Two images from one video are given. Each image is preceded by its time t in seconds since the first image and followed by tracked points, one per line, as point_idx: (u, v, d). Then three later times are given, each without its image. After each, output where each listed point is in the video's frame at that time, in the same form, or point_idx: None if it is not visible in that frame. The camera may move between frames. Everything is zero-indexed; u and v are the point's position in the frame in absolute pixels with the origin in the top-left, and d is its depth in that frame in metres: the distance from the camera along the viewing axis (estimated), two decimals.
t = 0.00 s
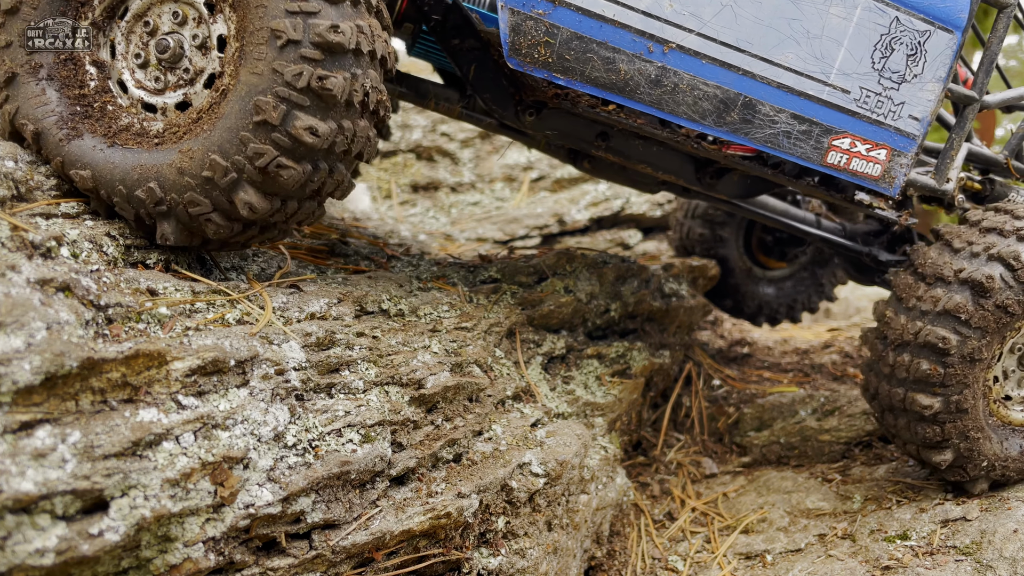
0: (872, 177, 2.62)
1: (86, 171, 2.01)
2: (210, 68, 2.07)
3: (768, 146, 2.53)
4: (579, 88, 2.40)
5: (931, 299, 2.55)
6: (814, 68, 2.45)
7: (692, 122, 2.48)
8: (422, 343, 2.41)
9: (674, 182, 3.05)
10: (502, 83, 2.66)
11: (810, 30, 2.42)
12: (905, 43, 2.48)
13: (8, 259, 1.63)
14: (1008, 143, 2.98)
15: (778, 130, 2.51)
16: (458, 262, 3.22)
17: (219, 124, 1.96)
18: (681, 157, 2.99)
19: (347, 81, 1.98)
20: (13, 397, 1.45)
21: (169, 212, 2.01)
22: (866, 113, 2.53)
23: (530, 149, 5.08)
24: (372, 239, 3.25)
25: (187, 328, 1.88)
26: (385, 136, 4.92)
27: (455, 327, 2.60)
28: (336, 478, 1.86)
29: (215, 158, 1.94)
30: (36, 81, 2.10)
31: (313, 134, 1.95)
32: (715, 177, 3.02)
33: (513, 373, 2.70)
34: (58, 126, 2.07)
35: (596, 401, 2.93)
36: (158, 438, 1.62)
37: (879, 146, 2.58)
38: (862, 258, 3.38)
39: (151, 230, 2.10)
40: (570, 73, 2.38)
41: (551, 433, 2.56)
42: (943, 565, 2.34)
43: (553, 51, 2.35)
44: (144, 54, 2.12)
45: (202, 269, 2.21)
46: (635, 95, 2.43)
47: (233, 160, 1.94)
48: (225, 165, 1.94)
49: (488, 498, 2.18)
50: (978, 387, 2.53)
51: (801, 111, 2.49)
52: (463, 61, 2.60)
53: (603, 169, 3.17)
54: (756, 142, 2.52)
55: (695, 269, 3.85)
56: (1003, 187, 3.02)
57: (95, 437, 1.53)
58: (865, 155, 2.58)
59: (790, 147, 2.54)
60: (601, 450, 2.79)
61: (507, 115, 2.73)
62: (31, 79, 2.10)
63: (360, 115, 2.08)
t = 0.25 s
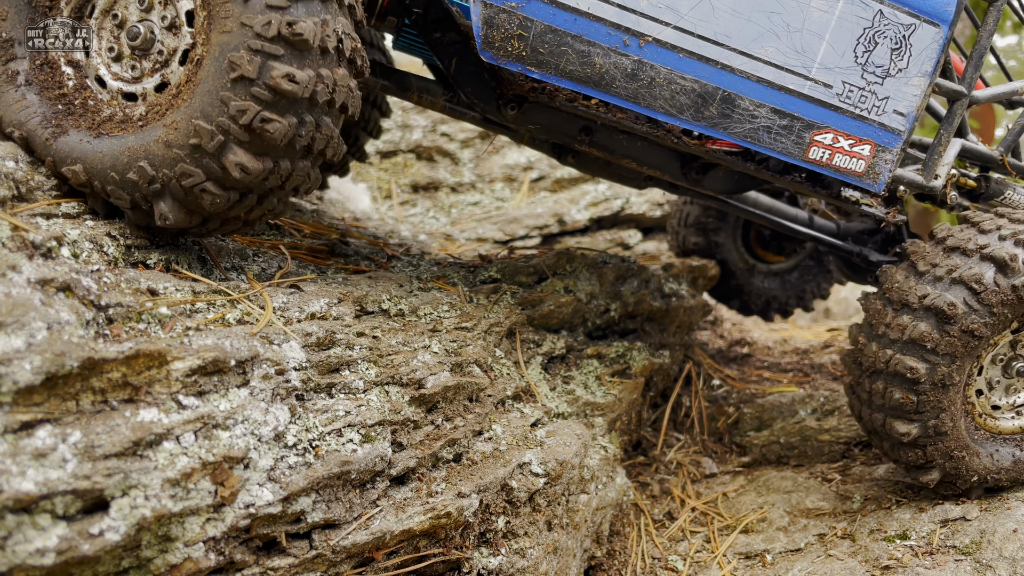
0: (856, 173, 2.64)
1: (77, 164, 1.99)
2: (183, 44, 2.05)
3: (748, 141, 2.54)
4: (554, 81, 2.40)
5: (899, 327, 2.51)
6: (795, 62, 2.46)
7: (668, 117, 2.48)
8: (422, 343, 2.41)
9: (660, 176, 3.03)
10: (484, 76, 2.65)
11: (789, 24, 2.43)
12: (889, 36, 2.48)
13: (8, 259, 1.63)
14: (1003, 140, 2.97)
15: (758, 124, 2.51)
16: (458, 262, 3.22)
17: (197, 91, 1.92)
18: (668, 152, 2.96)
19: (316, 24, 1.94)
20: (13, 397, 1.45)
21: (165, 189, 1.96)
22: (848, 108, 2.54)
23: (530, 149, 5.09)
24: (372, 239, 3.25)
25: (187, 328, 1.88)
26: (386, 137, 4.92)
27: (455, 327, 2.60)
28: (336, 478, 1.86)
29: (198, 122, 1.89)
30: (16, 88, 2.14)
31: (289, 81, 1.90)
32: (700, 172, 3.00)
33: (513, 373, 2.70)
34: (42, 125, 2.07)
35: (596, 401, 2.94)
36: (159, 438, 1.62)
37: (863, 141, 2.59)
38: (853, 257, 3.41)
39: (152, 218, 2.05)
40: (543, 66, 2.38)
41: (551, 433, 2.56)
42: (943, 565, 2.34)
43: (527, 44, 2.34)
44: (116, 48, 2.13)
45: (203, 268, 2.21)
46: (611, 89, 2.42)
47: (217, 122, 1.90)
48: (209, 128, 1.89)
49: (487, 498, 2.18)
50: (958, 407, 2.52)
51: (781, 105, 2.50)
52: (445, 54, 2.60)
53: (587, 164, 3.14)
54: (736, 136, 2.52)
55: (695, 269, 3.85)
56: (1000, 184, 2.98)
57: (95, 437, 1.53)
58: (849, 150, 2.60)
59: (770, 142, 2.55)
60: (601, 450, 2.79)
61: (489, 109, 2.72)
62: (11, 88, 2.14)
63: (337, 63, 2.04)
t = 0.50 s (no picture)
0: (836, 166, 2.58)
1: (70, 154, 1.97)
2: (152, 21, 2.02)
3: (724, 133, 2.50)
4: (525, 72, 2.40)
5: (861, 360, 2.53)
6: (771, 53, 2.43)
7: (641, 108, 2.46)
8: (422, 343, 2.41)
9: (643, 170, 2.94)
10: (466, 66, 2.61)
11: (764, 14, 2.40)
12: (868, 27, 2.44)
13: (9, 259, 1.64)
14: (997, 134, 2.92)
15: (733, 116, 2.48)
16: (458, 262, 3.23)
17: (173, 52, 1.93)
18: (651, 145, 2.87)
19: None
20: (14, 397, 1.46)
21: (163, 159, 1.96)
22: (827, 100, 2.49)
23: (529, 149, 5.09)
24: (372, 239, 3.26)
25: (188, 328, 1.88)
26: (386, 137, 4.92)
27: (455, 327, 2.60)
28: (337, 477, 1.86)
29: (180, 79, 1.90)
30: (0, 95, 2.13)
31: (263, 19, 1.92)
32: (683, 165, 2.92)
33: (513, 373, 2.70)
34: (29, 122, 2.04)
35: (596, 401, 2.94)
36: (159, 438, 1.62)
37: (843, 134, 2.54)
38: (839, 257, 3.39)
39: (152, 198, 2.04)
40: (515, 56, 2.38)
41: (551, 433, 2.56)
42: (942, 564, 2.34)
43: (497, 34, 2.36)
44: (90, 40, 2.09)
45: (203, 268, 2.21)
46: (583, 79, 2.42)
47: (198, 76, 1.90)
48: (193, 83, 1.90)
49: (487, 498, 2.19)
50: (934, 430, 2.54)
51: (757, 97, 2.47)
52: (424, 45, 2.58)
53: (568, 158, 3.06)
54: (711, 128, 2.49)
55: (695, 268, 3.85)
56: (990, 180, 2.94)
57: (96, 437, 1.53)
58: (828, 143, 2.55)
59: (747, 135, 2.51)
60: (601, 450, 2.79)
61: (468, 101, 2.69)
62: None
63: (304, 7, 2.08)
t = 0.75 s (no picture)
0: (809, 159, 2.56)
1: (71, 139, 1.93)
2: None
3: (692, 125, 2.48)
4: (489, 63, 2.37)
5: (822, 396, 2.55)
6: (739, 43, 2.41)
7: (607, 100, 2.44)
8: (422, 343, 2.41)
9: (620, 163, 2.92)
10: (441, 60, 2.56)
11: (732, 5, 2.38)
12: (840, 17, 2.42)
13: (9, 259, 1.64)
14: (985, 128, 2.92)
15: (702, 108, 2.46)
16: (458, 262, 3.23)
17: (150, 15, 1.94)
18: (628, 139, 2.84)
19: None
20: (14, 397, 1.46)
21: (159, 121, 1.96)
22: (798, 91, 2.47)
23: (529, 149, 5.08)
24: (372, 239, 3.26)
25: (188, 328, 1.88)
26: (386, 137, 4.92)
27: (455, 327, 2.60)
28: (337, 477, 1.87)
29: (161, 36, 1.91)
30: None
31: None
32: (660, 159, 2.90)
33: (513, 373, 2.70)
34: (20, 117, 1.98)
35: (596, 401, 2.94)
36: (159, 438, 1.62)
37: (815, 126, 2.52)
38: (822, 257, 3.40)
39: (155, 168, 2.02)
40: (478, 48, 2.35)
41: (551, 433, 2.56)
42: (942, 564, 2.35)
43: (460, 26, 2.33)
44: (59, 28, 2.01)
45: (203, 267, 2.21)
46: (548, 71, 2.39)
47: (179, 30, 1.91)
48: (174, 38, 1.90)
49: (488, 497, 2.19)
50: (909, 451, 2.54)
51: (725, 89, 2.45)
52: (397, 39, 2.54)
53: (546, 151, 3.03)
54: (679, 120, 2.47)
55: (695, 268, 3.84)
56: (978, 175, 2.94)
57: (96, 437, 1.53)
58: (800, 135, 2.53)
59: (716, 127, 2.49)
60: (601, 450, 2.79)
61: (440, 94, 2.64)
62: None
63: None
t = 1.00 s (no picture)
0: (781, 153, 2.56)
1: (73, 119, 1.93)
2: None
3: (660, 118, 2.47)
4: (452, 55, 2.35)
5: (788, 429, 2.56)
6: (707, 35, 2.40)
7: (573, 93, 2.42)
8: (421, 343, 2.41)
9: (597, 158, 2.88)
10: (412, 51, 2.51)
11: None
12: (812, 10, 2.43)
13: (9, 259, 1.64)
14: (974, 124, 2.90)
15: (670, 101, 2.45)
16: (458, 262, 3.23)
17: None
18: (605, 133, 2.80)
19: None
20: (14, 397, 1.46)
21: (158, 81, 1.94)
22: (770, 85, 2.48)
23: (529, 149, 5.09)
24: (372, 239, 3.26)
25: (188, 328, 1.88)
26: (386, 137, 4.93)
27: (455, 327, 2.60)
28: (337, 477, 1.87)
29: None
30: None
31: None
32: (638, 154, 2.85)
33: (513, 373, 2.70)
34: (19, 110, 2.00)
35: (596, 401, 2.93)
36: (160, 438, 1.62)
37: (788, 120, 2.52)
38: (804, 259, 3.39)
39: (161, 134, 2.00)
40: (441, 40, 2.33)
41: (551, 433, 2.56)
42: (942, 564, 2.35)
43: (422, 17, 2.31)
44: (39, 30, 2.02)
45: (202, 267, 2.20)
46: (512, 63, 2.38)
47: None
48: None
49: (487, 497, 2.19)
50: (887, 471, 2.52)
51: (694, 82, 2.44)
52: (370, 31, 2.55)
53: (523, 146, 3.00)
54: (647, 114, 2.46)
55: (695, 268, 3.84)
56: (966, 173, 2.92)
57: (97, 437, 1.53)
58: (771, 129, 2.52)
59: (685, 120, 2.48)
60: (601, 450, 2.79)
61: (413, 85, 2.59)
62: None
63: None
